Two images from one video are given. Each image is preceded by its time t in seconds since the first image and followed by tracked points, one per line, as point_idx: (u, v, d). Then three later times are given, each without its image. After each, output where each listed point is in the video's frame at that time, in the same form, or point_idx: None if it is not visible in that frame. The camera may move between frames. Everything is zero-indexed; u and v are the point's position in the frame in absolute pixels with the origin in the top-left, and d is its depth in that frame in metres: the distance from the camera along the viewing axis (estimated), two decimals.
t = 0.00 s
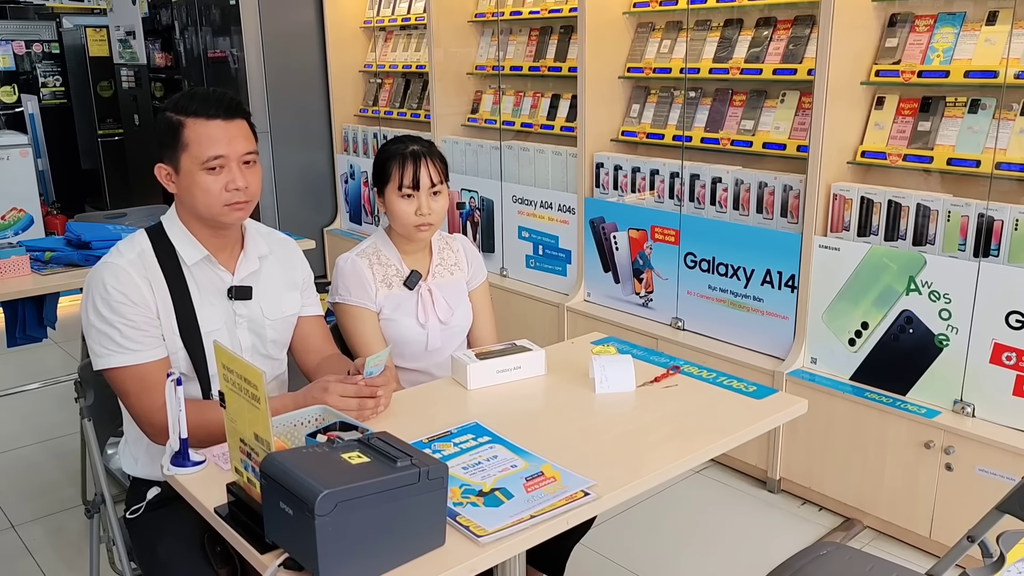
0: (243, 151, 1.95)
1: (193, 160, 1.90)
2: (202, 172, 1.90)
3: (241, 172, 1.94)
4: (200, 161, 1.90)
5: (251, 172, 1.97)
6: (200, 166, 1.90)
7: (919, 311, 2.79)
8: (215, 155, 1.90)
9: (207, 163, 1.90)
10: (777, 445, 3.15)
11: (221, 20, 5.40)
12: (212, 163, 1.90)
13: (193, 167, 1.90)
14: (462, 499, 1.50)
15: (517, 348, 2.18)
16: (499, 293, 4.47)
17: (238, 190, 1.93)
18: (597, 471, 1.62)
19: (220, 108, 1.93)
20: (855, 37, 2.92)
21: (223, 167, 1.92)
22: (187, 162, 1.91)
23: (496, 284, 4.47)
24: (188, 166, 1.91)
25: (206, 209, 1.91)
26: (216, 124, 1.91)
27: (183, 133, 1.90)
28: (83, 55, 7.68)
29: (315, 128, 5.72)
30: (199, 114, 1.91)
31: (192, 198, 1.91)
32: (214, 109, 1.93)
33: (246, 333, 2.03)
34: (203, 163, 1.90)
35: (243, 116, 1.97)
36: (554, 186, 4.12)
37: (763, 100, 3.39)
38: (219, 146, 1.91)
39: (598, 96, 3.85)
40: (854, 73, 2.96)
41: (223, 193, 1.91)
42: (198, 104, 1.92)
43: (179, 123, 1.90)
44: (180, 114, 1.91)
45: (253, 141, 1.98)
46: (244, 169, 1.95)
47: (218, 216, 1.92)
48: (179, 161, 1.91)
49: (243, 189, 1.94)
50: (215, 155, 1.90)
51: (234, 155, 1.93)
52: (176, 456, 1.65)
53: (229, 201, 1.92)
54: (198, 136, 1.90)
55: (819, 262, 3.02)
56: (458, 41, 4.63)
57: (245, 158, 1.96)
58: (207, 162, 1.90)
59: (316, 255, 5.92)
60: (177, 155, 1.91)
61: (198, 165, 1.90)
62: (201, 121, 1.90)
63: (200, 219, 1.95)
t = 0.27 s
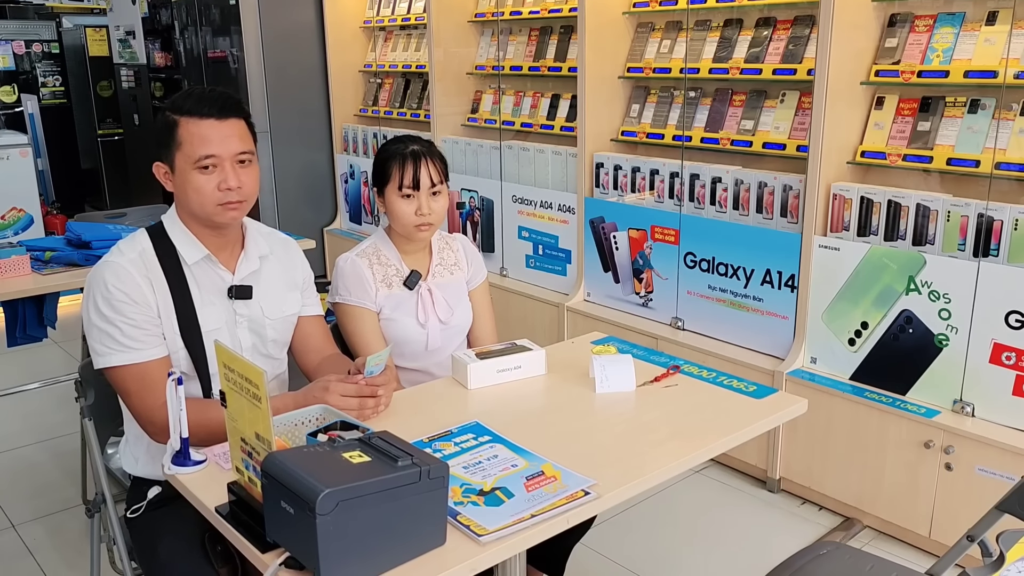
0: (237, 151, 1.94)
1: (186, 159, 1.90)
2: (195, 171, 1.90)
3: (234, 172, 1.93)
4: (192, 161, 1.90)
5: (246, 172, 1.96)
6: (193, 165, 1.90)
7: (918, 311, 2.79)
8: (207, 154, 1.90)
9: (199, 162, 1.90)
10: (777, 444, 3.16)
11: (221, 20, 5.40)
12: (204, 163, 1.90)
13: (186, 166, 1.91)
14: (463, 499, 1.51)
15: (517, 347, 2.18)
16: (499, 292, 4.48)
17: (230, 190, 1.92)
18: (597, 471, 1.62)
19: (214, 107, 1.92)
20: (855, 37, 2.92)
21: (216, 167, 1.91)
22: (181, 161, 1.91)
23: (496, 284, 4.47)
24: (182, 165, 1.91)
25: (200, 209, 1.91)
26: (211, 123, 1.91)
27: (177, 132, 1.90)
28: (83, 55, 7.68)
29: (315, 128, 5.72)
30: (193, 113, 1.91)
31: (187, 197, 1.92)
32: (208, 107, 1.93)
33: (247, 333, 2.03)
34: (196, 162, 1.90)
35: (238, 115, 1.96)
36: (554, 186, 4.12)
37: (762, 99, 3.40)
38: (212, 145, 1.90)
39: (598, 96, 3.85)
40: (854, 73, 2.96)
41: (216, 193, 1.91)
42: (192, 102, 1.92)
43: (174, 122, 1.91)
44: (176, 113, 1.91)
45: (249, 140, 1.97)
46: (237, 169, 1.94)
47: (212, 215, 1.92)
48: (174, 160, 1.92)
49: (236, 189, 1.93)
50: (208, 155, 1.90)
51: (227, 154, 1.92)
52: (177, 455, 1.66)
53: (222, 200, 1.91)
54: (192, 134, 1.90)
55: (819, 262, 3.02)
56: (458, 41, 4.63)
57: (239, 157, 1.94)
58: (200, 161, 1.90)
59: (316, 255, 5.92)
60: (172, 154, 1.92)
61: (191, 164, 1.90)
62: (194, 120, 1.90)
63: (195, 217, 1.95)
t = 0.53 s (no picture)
0: (228, 146, 1.94)
1: (177, 155, 1.91)
2: (186, 167, 1.91)
3: (225, 167, 1.93)
4: (183, 156, 1.90)
5: (237, 167, 1.96)
6: (184, 160, 1.90)
7: (918, 311, 2.79)
8: (198, 149, 1.90)
9: (190, 157, 1.90)
10: (777, 444, 3.16)
11: (220, 19, 5.41)
12: (194, 158, 1.90)
13: (177, 162, 1.91)
14: (463, 498, 1.51)
15: (517, 347, 2.18)
16: (498, 292, 4.48)
17: (222, 185, 1.92)
18: (597, 470, 1.62)
19: (205, 103, 1.92)
20: (855, 36, 2.92)
21: (207, 162, 1.92)
22: (173, 158, 1.92)
23: (496, 284, 4.47)
24: (174, 161, 1.92)
25: (191, 205, 1.92)
26: (201, 119, 1.91)
27: (169, 128, 1.91)
28: (82, 54, 7.66)
29: (314, 128, 5.72)
30: (184, 109, 1.91)
31: (178, 193, 1.92)
32: (200, 103, 1.93)
33: (244, 330, 2.03)
34: (187, 157, 1.90)
35: (230, 111, 1.96)
36: (554, 186, 4.13)
37: (762, 99, 3.40)
38: (203, 140, 1.91)
39: (598, 95, 3.86)
40: (854, 73, 2.96)
41: (207, 188, 1.91)
42: (184, 99, 1.92)
43: (167, 119, 1.91)
44: (168, 110, 1.92)
45: (240, 135, 1.97)
46: (229, 164, 1.94)
47: (204, 211, 1.92)
48: (165, 157, 1.93)
49: (227, 184, 1.93)
50: (199, 149, 1.90)
51: (218, 149, 1.92)
52: (178, 455, 1.66)
53: (214, 195, 1.91)
54: (183, 130, 1.90)
55: (819, 262, 3.03)
56: (458, 41, 4.63)
57: (230, 152, 1.95)
58: (190, 156, 1.90)
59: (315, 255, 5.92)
60: (164, 151, 1.93)
61: (182, 160, 1.90)
62: (186, 116, 1.91)
63: (189, 215, 1.95)
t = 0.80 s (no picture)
0: (210, 148, 1.95)
1: (160, 156, 1.92)
2: (169, 168, 1.92)
3: (206, 168, 1.94)
4: (166, 157, 1.92)
5: (220, 168, 1.97)
6: (166, 161, 1.92)
7: (918, 311, 2.79)
8: (180, 150, 1.92)
9: (172, 158, 1.92)
10: (777, 444, 3.16)
11: (221, 20, 5.41)
12: (177, 158, 1.92)
13: (160, 163, 1.93)
14: (464, 498, 1.51)
15: (518, 347, 2.18)
16: (498, 292, 4.48)
17: (204, 185, 1.93)
18: (597, 470, 1.62)
19: (187, 104, 1.94)
20: (855, 36, 2.93)
21: (189, 163, 1.93)
22: (157, 159, 1.93)
23: (496, 284, 4.47)
24: (157, 162, 1.93)
25: (173, 206, 1.93)
26: (183, 121, 1.93)
27: (153, 130, 1.93)
28: (82, 55, 7.66)
29: (314, 128, 5.72)
30: (167, 111, 1.93)
31: (161, 194, 1.94)
32: (182, 105, 1.94)
33: (228, 331, 2.03)
34: (169, 158, 1.92)
35: (213, 113, 1.98)
36: (554, 186, 4.13)
37: (762, 100, 3.40)
38: (185, 141, 1.92)
39: (598, 96, 3.86)
40: (854, 73, 2.96)
41: (189, 189, 1.92)
42: (167, 101, 1.94)
43: (151, 121, 1.93)
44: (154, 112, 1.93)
45: (222, 136, 1.98)
46: (211, 166, 1.95)
47: (187, 211, 1.93)
48: (149, 158, 1.95)
49: (209, 185, 1.94)
50: (181, 150, 1.92)
51: (200, 150, 1.94)
52: (178, 455, 1.66)
53: (196, 196, 1.92)
54: (166, 131, 1.92)
55: (819, 262, 3.03)
56: (458, 41, 4.64)
57: (212, 154, 1.96)
58: (173, 157, 1.92)
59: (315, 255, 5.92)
60: (148, 152, 1.95)
61: (164, 161, 1.92)
62: (169, 118, 1.92)
63: (173, 215, 1.96)
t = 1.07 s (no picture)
0: (189, 159, 1.96)
1: (140, 166, 1.93)
2: (148, 178, 1.93)
3: (185, 178, 1.95)
4: (145, 167, 1.92)
5: (198, 180, 1.98)
6: (146, 171, 1.92)
7: (918, 312, 2.80)
8: (159, 161, 1.92)
9: (152, 169, 1.92)
10: (777, 445, 3.16)
11: (221, 22, 5.43)
12: (156, 169, 1.92)
13: (140, 173, 1.93)
14: (465, 499, 1.51)
15: (519, 348, 2.19)
16: (499, 294, 4.48)
17: (181, 196, 1.94)
18: (597, 471, 1.63)
19: (167, 117, 1.95)
20: (855, 37, 2.93)
21: (168, 174, 1.94)
22: (136, 169, 1.94)
23: (497, 285, 4.47)
24: (136, 173, 1.94)
25: (152, 215, 1.93)
26: (163, 133, 1.94)
27: (132, 141, 1.93)
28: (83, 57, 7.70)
29: (315, 129, 5.73)
30: (148, 122, 1.94)
31: (139, 204, 1.94)
32: (162, 117, 1.95)
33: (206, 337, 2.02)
34: (149, 168, 1.92)
35: (192, 125, 1.99)
36: (554, 187, 4.13)
37: (762, 101, 3.40)
38: (165, 152, 1.93)
39: (598, 97, 3.86)
40: (854, 73, 2.97)
41: (167, 199, 1.93)
42: (147, 113, 1.95)
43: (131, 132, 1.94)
44: (134, 123, 1.94)
45: (202, 149, 1.99)
46: (189, 177, 1.96)
47: (164, 220, 1.94)
48: (129, 167, 1.95)
49: (187, 196, 1.95)
50: (160, 161, 1.92)
51: (179, 162, 1.95)
52: (179, 456, 1.66)
53: (173, 206, 1.93)
54: (146, 142, 1.92)
55: (819, 263, 3.03)
56: (458, 43, 4.64)
57: (191, 166, 1.96)
58: (152, 168, 1.92)
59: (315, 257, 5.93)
60: (128, 161, 1.95)
61: (144, 171, 1.92)
62: (149, 129, 1.93)
63: (149, 224, 1.96)
